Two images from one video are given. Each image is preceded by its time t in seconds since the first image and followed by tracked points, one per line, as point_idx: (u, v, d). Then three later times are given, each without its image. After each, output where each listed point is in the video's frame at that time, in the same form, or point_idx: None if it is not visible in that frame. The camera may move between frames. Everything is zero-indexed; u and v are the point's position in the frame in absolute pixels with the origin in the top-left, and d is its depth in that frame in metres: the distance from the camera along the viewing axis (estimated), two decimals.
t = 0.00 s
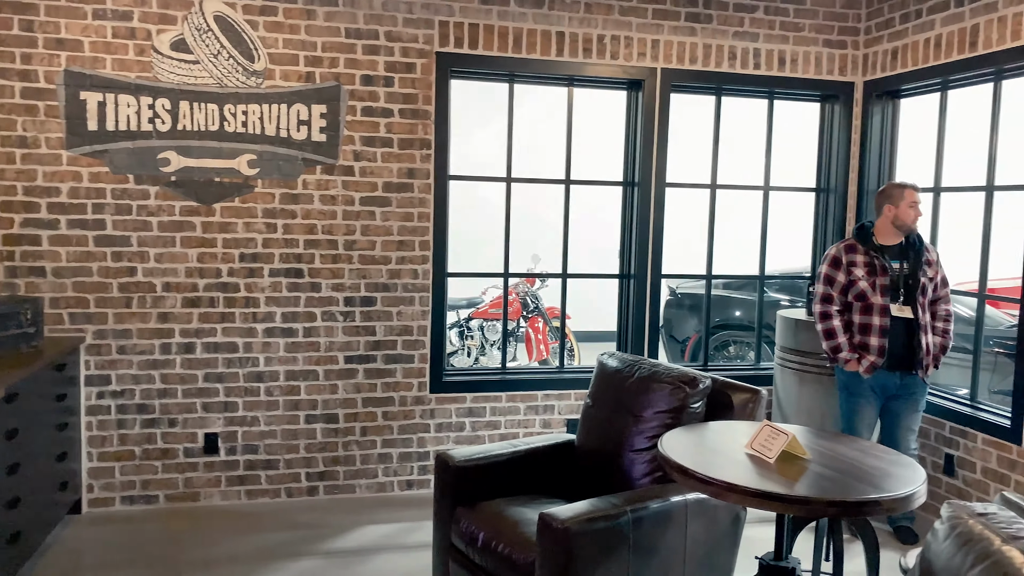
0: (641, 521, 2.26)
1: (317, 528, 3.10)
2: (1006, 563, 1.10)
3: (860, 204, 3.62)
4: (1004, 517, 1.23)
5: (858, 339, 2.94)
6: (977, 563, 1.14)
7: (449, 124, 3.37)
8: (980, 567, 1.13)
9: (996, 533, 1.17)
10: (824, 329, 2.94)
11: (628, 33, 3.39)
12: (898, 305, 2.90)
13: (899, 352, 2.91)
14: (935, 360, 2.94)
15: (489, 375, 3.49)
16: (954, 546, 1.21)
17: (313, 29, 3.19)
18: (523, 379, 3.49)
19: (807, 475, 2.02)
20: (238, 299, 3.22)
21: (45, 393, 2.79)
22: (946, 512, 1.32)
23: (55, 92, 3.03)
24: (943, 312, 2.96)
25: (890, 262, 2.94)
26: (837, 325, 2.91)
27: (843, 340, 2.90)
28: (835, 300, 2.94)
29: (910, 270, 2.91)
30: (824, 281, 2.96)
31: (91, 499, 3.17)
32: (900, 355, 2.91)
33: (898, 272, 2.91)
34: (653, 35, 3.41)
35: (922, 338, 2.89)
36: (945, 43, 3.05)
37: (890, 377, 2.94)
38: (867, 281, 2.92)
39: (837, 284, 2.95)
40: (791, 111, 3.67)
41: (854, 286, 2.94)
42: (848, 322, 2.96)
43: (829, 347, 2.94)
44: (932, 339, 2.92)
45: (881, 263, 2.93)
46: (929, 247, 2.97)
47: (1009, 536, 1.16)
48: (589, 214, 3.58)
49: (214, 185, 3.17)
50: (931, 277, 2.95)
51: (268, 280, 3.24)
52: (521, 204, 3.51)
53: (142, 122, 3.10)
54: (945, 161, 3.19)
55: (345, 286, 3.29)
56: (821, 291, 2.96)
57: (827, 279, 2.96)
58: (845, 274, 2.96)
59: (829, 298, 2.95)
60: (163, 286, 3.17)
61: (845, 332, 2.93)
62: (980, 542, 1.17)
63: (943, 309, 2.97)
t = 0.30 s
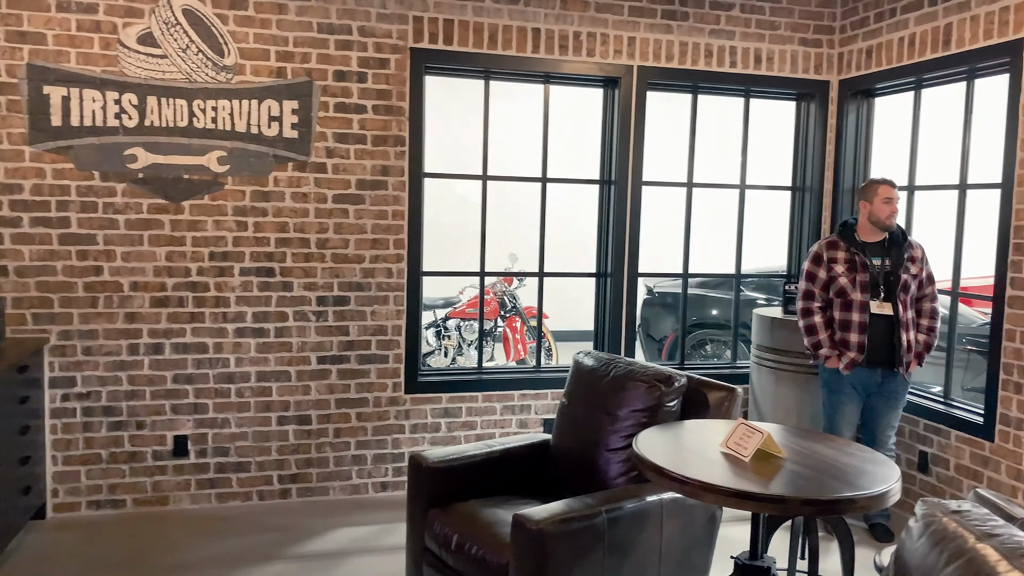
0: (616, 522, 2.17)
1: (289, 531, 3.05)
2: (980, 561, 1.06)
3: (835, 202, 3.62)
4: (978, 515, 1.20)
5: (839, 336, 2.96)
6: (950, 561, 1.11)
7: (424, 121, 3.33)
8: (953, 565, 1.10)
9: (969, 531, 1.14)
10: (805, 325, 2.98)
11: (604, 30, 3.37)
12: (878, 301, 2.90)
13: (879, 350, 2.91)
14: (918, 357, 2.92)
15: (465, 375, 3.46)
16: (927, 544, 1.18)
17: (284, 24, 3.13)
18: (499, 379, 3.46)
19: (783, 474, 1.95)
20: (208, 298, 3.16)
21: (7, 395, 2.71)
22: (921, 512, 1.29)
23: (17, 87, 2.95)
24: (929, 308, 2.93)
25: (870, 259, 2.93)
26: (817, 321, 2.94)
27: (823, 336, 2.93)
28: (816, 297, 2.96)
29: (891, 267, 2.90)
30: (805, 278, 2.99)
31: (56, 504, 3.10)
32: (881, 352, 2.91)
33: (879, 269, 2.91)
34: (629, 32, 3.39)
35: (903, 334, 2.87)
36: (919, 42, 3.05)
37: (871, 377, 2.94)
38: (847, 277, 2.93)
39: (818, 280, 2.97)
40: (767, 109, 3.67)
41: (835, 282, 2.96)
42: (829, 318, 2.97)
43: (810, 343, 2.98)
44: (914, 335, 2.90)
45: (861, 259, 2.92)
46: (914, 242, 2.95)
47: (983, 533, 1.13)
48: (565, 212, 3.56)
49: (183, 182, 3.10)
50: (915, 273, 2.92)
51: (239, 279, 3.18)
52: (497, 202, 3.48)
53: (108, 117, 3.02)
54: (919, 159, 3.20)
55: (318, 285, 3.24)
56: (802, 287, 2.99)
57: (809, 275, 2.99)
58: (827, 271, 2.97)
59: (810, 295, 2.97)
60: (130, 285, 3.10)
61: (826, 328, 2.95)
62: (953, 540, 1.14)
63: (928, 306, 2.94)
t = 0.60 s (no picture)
0: (591, 523, 2.03)
1: (258, 536, 2.98)
2: (962, 564, 1.02)
3: (810, 200, 3.63)
4: (956, 515, 1.16)
5: (820, 334, 2.95)
6: (930, 564, 1.06)
7: (397, 117, 3.28)
8: (934, 568, 1.05)
9: (949, 533, 1.10)
10: (786, 323, 2.98)
11: (579, 26, 3.34)
12: (858, 300, 2.89)
13: (859, 349, 2.90)
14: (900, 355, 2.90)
15: (439, 375, 3.41)
16: (906, 546, 1.13)
17: (253, 17, 3.07)
18: (474, 379, 3.42)
19: (758, 474, 1.85)
20: (174, 298, 3.08)
21: None
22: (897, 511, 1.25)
23: None
24: (912, 306, 2.91)
25: (852, 257, 2.92)
26: (798, 319, 2.94)
27: (803, 334, 2.93)
28: (797, 294, 2.96)
29: (873, 265, 2.89)
30: (787, 276, 2.99)
31: (17, 510, 3.01)
32: (861, 351, 2.90)
33: (860, 267, 2.90)
34: (604, 29, 3.36)
35: (882, 333, 2.86)
36: (892, 40, 3.05)
37: (851, 375, 2.93)
38: (829, 275, 2.92)
39: (800, 278, 2.97)
40: (742, 107, 3.66)
41: (817, 280, 2.95)
42: (811, 316, 2.97)
43: (791, 340, 2.98)
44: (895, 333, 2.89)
45: (843, 258, 2.91)
46: (899, 240, 2.92)
47: (962, 534, 1.09)
48: (540, 210, 3.52)
49: (148, 179, 3.03)
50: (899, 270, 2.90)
51: (207, 278, 3.11)
52: (472, 200, 3.44)
53: (70, 112, 2.94)
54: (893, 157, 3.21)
55: (287, 284, 3.18)
56: (785, 285, 2.99)
57: (791, 273, 2.99)
58: (809, 269, 2.97)
59: (791, 292, 2.98)
60: (93, 284, 3.01)
61: (807, 326, 2.95)
62: (933, 542, 1.09)
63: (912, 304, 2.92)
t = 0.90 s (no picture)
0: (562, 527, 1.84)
1: (224, 541, 2.91)
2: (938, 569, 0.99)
3: (783, 198, 3.62)
4: (933, 518, 1.13)
5: (797, 332, 2.95)
6: (906, 570, 1.03)
7: (366, 113, 3.22)
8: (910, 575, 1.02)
9: (925, 537, 1.07)
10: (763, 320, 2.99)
11: (551, 22, 3.30)
12: (834, 300, 2.88)
13: (834, 349, 2.89)
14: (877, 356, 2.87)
15: (410, 376, 3.36)
16: (882, 552, 1.10)
17: (217, 10, 2.99)
18: (446, 380, 3.37)
19: (732, 476, 1.72)
20: (137, 298, 3.00)
21: None
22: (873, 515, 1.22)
23: None
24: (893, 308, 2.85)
25: (831, 257, 2.90)
26: (774, 316, 2.95)
27: (779, 331, 2.94)
28: (775, 292, 2.97)
29: (851, 266, 2.86)
30: (766, 274, 3.00)
31: None
32: (836, 351, 2.89)
33: (838, 267, 2.88)
34: (577, 25, 3.33)
35: (857, 334, 2.84)
36: (865, 37, 3.04)
37: (827, 373, 2.92)
38: (807, 274, 2.92)
39: (779, 276, 2.98)
40: (716, 104, 3.64)
41: (795, 279, 2.96)
42: (788, 314, 2.98)
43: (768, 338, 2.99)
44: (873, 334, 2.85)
45: (821, 257, 2.91)
46: (883, 240, 2.87)
47: (940, 538, 1.05)
48: (513, 207, 3.48)
49: (110, 176, 2.94)
50: (880, 271, 2.85)
51: (170, 277, 3.03)
52: (443, 198, 3.39)
53: (27, 106, 2.84)
54: (866, 155, 3.21)
55: (254, 283, 3.11)
56: (764, 282, 3.00)
57: (770, 271, 3.00)
58: (787, 267, 2.97)
59: (770, 290, 2.99)
60: (52, 284, 2.92)
61: (784, 324, 2.95)
62: (909, 548, 1.06)
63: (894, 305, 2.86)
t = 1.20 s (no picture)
0: (530, 533, 1.77)
1: (184, 549, 2.83)
2: None
3: (752, 195, 3.63)
4: (912, 524, 1.00)
5: (764, 329, 2.98)
6: None
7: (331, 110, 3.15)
8: None
9: (904, 544, 0.94)
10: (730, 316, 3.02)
11: (519, 18, 3.26)
12: (797, 297, 2.88)
13: (798, 348, 2.90)
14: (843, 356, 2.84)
15: (378, 377, 3.30)
16: (857, 561, 0.97)
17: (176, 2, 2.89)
18: (414, 381, 3.31)
19: (705, 479, 1.63)
20: (92, 299, 2.90)
21: None
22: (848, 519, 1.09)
23: None
24: (862, 308, 2.81)
25: (796, 255, 2.90)
26: (740, 312, 2.98)
27: (744, 328, 2.97)
28: (742, 289, 3.00)
29: (816, 263, 2.86)
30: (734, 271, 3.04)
31: None
32: (800, 350, 2.90)
33: (802, 265, 2.88)
34: (545, 21, 3.30)
35: (819, 332, 2.85)
36: (832, 34, 3.05)
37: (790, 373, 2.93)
38: (772, 271, 2.95)
39: (746, 272, 3.01)
40: (685, 102, 3.64)
41: (761, 276, 2.98)
42: (755, 311, 3.00)
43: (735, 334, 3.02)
44: (838, 334, 2.82)
45: (786, 255, 2.92)
46: (853, 238, 2.83)
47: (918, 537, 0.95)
48: (481, 205, 3.44)
49: (63, 173, 2.84)
50: (848, 270, 2.82)
51: (128, 278, 2.93)
52: (410, 196, 3.34)
53: None
54: (834, 152, 3.22)
55: (215, 283, 3.03)
56: (732, 279, 3.03)
57: (738, 268, 3.03)
58: (754, 264, 3.00)
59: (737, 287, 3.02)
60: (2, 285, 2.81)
61: (750, 320, 2.98)
62: (886, 555, 0.94)
63: (863, 305, 2.81)
